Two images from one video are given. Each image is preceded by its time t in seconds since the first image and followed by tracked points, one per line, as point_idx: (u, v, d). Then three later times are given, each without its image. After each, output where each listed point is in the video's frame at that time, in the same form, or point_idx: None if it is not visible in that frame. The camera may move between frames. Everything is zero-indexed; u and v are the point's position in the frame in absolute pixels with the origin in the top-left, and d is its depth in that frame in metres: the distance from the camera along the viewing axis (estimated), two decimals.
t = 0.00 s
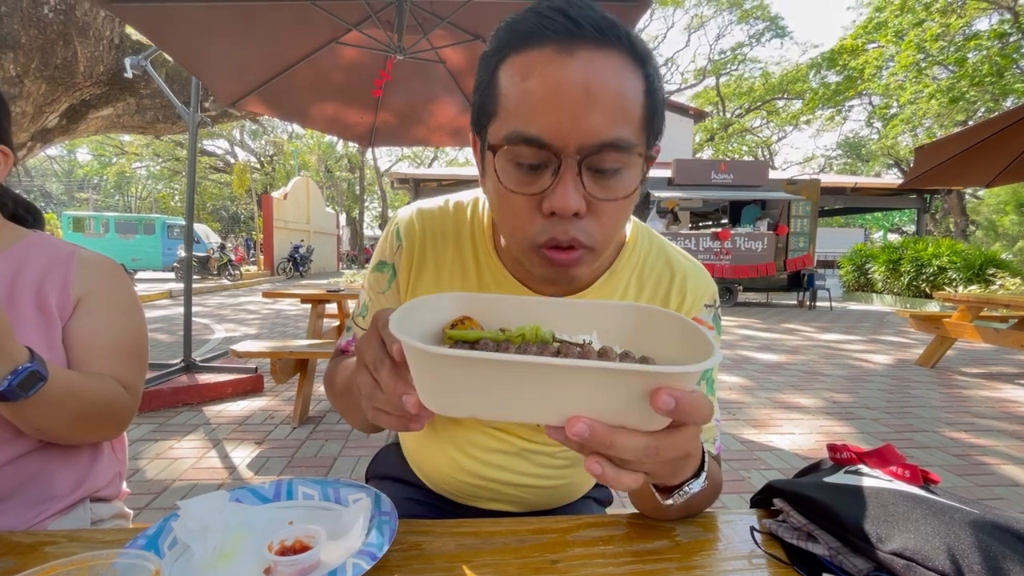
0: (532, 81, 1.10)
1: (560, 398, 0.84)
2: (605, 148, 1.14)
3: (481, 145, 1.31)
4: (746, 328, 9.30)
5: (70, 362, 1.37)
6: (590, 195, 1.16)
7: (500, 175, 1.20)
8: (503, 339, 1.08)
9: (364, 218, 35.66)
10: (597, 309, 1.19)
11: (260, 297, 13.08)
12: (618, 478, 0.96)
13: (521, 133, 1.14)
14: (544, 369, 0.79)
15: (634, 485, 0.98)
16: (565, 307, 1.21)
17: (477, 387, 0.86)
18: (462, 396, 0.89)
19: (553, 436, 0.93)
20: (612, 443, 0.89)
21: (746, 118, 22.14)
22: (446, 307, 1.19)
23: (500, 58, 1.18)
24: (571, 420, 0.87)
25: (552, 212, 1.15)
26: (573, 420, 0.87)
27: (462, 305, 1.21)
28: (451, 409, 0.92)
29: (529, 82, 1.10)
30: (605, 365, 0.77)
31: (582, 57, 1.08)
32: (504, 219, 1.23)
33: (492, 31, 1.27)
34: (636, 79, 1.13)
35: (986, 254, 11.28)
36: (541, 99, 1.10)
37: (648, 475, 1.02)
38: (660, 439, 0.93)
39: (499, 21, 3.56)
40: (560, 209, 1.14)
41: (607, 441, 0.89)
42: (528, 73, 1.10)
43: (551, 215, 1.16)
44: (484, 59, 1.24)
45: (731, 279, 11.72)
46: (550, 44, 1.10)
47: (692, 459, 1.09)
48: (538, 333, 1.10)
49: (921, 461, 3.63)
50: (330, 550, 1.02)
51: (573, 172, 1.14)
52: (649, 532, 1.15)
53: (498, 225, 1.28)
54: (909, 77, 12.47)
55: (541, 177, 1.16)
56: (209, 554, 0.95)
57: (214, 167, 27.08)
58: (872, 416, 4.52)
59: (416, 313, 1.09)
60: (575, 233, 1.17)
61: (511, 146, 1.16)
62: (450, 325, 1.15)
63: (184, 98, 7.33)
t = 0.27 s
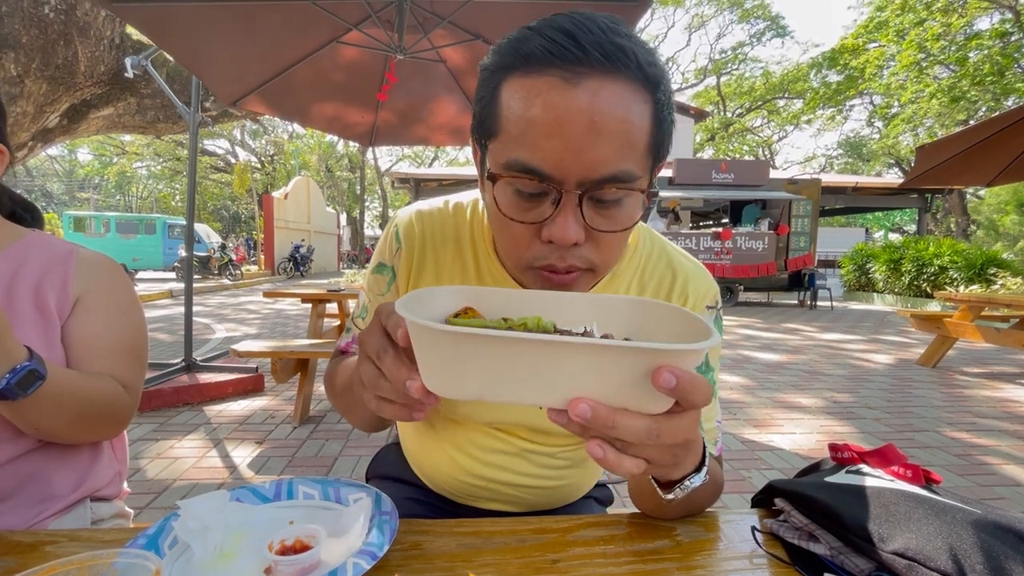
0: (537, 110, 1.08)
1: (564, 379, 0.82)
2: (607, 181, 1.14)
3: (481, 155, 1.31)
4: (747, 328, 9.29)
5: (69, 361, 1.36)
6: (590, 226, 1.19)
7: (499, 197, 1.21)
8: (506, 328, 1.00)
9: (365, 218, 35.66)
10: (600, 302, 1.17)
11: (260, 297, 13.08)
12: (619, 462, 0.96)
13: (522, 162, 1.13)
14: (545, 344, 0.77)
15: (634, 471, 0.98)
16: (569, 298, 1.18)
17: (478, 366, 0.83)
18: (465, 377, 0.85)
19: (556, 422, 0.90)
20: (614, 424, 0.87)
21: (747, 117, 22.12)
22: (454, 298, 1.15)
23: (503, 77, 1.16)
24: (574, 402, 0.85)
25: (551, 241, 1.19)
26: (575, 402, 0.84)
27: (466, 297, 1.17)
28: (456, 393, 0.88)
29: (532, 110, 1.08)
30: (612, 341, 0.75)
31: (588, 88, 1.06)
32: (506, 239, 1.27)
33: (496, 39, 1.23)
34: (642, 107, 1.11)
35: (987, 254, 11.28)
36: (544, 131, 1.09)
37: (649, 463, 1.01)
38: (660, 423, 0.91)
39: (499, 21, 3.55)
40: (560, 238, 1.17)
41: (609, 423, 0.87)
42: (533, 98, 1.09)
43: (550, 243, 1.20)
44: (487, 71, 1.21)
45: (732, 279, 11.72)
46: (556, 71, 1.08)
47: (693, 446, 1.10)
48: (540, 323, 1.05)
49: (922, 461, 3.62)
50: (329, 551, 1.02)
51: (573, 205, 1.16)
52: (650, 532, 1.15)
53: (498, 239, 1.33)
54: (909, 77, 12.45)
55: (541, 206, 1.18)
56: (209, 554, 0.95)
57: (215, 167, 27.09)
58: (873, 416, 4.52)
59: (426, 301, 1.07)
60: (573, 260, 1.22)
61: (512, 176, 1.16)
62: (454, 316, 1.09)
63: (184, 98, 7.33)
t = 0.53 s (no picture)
0: (542, 124, 1.07)
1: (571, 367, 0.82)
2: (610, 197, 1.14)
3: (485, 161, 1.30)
4: (748, 327, 9.28)
5: (69, 361, 1.36)
6: (593, 238, 1.19)
7: (502, 208, 1.21)
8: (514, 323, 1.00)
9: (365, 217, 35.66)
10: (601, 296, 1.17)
11: (261, 297, 13.07)
12: (624, 454, 0.96)
13: (526, 176, 1.13)
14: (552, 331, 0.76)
15: (639, 463, 0.98)
16: (572, 293, 1.18)
17: (485, 357, 0.83)
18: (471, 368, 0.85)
19: (562, 412, 0.90)
20: (620, 414, 0.87)
21: (748, 117, 22.10)
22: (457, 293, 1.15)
23: (508, 88, 1.14)
24: (580, 392, 0.85)
25: (554, 252, 1.20)
26: (582, 391, 0.84)
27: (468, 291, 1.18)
28: (462, 383, 0.88)
29: (536, 124, 1.07)
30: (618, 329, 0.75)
31: (595, 104, 1.05)
32: (510, 248, 1.28)
33: (501, 46, 1.21)
34: (647, 124, 1.11)
35: (988, 253, 11.27)
36: (548, 144, 1.08)
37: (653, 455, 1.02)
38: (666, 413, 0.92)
39: (499, 20, 3.55)
40: (563, 250, 1.18)
41: (615, 413, 0.87)
42: (538, 112, 1.08)
43: (553, 254, 1.21)
44: (491, 79, 1.20)
45: (732, 279, 11.71)
46: (561, 86, 1.07)
47: (696, 441, 1.11)
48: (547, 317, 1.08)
49: (923, 461, 3.62)
50: (329, 550, 1.02)
51: (577, 218, 1.16)
52: (650, 532, 1.15)
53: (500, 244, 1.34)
54: (910, 76, 12.44)
55: (545, 218, 1.18)
56: (209, 553, 0.95)
57: (216, 167, 27.10)
58: (874, 416, 4.51)
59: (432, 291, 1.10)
60: (575, 270, 1.23)
61: (515, 190, 1.16)
62: (460, 308, 1.11)
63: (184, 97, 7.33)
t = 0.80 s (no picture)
0: (538, 84, 1.11)
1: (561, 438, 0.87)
2: (608, 153, 1.15)
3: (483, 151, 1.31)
4: (748, 327, 9.28)
5: (68, 362, 1.37)
6: (594, 199, 1.17)
7: (503, 177, 1.20)
8: (500, 356, 1.09)
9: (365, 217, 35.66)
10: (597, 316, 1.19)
11: (261, 297, 13.07)
12: (621, 497, 0.99)
13: (527, 133, 1.15)
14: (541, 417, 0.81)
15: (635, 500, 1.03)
16: (564, 310, 1.19)
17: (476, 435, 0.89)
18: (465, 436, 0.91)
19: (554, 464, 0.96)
20: (609, 474, 0.93)
21: (748, 117, 22.09)
22: (439, 321, 1.19)
23: (505, 63, 1.18)
24: (569, 454, 0.91)
25: (556, 216, 1.15)
26: (571, 455, 0.90)
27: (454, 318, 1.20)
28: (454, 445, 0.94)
29: (534, 84, 1.11)
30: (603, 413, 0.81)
31: (589, 63, 1.09)
32: (507, 223, 1.23)
33: (498, 33, 1.27)
34: (642, 85, 1.14)
35: (989, 253, 11.26)
36: (546, 102, 1.11)
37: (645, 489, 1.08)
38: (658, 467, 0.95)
39: (498, 20, 3.56)
40: (564, 212, 1.14)
41: (606, 472, 0.93)
42: (533, 77, 1.12)
43: (555, 219, 1.16)
44: (489, 60, 1.24)
45: (732, 279, 11.71)
46: (557, 49, 1.11)
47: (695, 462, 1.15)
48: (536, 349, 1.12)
49: (923, 461, 3.62)
50: (330, 550, 1.02)
51: (577, 174, 1.15)
52: (650, 532, 1.15)
53: (500, 232, 1.29)
54: (911, 76, 12.43)
55: (546, 179, 1.17)
56: (211, 552, 0.96)
57: (217, 167, 27.11)
58: (874, 416, 4.52)
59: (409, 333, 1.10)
60: (578, 237, 1.17)
61: (514, 146, 1.18)
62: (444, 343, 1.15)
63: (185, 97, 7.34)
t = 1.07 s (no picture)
0: (532, 77, 1.12)
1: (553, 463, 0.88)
2: (602, 144, 1.15)
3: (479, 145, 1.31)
4: (748, 327, 9.28)
5: (69, 362, 1.37)
6: (588, 189, 1.16)
7: (498, 169, 1.20)
8: (491, 375, 1.16)
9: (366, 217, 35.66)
10: (590, 331, 1.22)
11: (262, 297, 13.07)
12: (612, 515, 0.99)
13: (521, 125, 1.15)
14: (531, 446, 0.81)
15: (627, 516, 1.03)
16: (561, 325, 1.22)
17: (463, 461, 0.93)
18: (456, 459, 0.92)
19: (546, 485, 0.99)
20: (601, 497, 0.95)
21: (748, 117, 22.08)
22: (429, 341, 1.22)
23: (500, 58, 1.20)
24: (561, 476, 0.92)
25: (550, 205, 1.14)
26: (562, 477, 0.92)
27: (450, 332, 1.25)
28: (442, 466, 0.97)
29: (528, 77, 1.12)
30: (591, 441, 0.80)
31: (580, 55, 1.10)
32: (502, 213, 1.22)
33: (493, 30, 1.28)
34: (634, 76, 1.15)
35: (989, 253, 11.25)
36: (539, 93, 1.12)
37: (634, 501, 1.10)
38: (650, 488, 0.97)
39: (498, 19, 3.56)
40: (558, 201, 1.13)
41: (597, 495, 0.95)
42: (527, 69, 1.13)
43: (549, 209, 1.15)
44: (484, 56, 1.25)
45: (733, 278, 11.71)
46: (549, 41, 1.13)
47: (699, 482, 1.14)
48: (527, 364, 1.18)
49: (924, 461, 3.62)
50: (331, 550, 1.02)
51: (571, 164, 1.15)
52: (650, 532, 1.15)
53: (496, 226, 1.27)
54: (911, 76, 12.41)
55: (540, 170, 1.16)
56: (211, 553, 0.96)
57: (217, 167, 27.10)
58: (874, 416, 4.52)
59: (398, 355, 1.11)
60: (573, 226, 1.16)
61: (508, 137, 1.18)
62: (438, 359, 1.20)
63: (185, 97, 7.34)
